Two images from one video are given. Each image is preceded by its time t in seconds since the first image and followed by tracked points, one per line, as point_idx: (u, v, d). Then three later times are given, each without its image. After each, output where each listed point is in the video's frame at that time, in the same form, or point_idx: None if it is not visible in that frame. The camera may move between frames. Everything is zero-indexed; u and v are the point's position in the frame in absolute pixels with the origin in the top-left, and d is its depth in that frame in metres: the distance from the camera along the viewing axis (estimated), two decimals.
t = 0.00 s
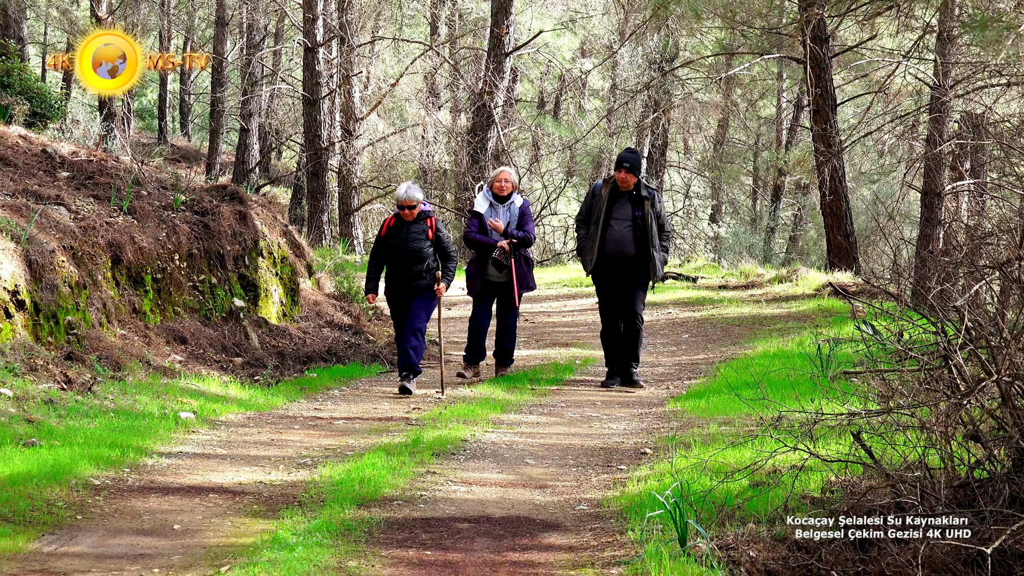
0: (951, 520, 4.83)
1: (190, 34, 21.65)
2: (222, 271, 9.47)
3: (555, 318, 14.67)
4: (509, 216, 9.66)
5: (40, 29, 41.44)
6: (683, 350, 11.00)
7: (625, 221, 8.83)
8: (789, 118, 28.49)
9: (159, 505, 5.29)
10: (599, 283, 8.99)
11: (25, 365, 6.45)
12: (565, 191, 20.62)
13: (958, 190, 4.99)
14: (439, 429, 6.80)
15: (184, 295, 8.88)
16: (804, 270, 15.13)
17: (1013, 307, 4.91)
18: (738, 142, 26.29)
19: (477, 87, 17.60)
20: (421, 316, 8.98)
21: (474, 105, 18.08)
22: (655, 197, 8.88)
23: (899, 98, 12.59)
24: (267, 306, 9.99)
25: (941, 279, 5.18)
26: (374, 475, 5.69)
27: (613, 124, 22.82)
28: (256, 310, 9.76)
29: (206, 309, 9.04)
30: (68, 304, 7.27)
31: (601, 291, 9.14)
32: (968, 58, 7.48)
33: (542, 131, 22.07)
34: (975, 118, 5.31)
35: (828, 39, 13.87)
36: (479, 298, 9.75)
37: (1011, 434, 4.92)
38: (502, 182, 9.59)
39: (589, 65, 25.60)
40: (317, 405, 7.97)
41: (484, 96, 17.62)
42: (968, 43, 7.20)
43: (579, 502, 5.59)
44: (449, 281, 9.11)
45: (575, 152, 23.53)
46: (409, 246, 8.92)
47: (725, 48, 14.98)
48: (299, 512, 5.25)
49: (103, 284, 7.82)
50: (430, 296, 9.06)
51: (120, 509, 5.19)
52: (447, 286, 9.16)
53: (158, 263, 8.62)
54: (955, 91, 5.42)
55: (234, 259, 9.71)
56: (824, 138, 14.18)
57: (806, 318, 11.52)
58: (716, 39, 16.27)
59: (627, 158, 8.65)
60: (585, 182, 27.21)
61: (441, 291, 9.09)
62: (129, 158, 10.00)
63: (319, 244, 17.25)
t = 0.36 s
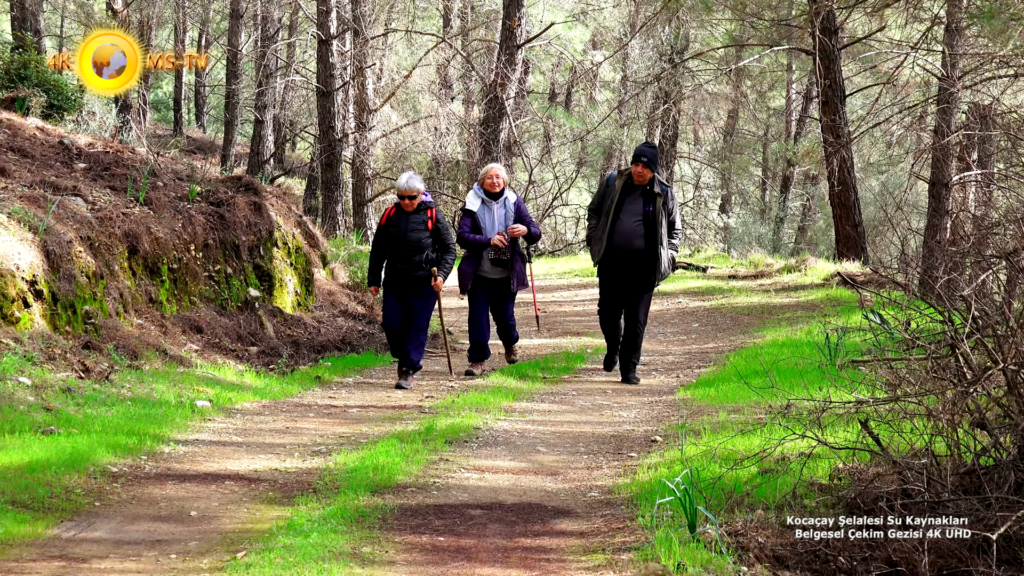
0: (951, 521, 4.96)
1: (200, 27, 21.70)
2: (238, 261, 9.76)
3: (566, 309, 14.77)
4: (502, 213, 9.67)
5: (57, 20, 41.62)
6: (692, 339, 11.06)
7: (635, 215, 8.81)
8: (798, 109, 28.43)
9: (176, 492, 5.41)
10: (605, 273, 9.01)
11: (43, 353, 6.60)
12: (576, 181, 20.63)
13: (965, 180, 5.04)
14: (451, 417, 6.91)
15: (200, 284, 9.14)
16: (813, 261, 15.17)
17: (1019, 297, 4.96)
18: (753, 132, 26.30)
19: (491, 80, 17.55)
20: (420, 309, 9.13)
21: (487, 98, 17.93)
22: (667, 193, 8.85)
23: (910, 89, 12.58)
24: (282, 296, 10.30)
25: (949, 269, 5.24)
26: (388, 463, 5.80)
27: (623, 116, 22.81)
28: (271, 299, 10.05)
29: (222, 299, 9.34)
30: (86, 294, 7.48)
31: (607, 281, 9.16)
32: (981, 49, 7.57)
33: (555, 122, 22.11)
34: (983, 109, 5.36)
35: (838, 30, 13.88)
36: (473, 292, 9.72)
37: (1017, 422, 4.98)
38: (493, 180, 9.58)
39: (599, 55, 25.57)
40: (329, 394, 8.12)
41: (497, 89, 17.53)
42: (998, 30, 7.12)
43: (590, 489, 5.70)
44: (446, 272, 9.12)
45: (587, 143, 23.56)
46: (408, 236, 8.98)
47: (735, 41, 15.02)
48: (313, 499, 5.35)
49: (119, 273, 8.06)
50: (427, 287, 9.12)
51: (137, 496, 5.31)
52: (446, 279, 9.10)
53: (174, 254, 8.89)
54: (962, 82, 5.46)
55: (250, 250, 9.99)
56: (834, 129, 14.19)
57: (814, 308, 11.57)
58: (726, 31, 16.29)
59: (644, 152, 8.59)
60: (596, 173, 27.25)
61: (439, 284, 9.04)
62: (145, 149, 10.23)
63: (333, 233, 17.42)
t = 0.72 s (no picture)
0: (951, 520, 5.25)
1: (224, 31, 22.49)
2: (274, 255, 10.41)
3: (575, 296, 15.33)
4: (507, 211, 10.06)
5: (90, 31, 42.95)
6: (691, 324, 11.56)
7: (632, 214, 9.21)
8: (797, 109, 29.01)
9: (217, 466, 6.00)
10: (608, 271, 9.40)
11: (95, 339, 7.19)
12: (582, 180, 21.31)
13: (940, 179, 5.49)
14: (469, 396, 7.47)
15: (238, 274, 9.77)
16: (801, 253, 15.69)
17: (989, 285, 5.43)
18: (740, 134, 26.91)
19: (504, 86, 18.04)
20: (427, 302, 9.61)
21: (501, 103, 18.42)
22: (661, 190, 9.24)
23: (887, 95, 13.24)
24: (314, 287, 10.99)
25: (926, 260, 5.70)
26: (412, 439, 6.33)
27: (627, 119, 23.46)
28: (303, 289, 10.74)
29: (259, 289, 9.98)
30: (133, 285, 8.08)
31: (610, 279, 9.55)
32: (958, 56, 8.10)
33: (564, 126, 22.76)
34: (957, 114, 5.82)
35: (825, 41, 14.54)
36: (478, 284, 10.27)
37: (988, 400, 5.47)
38: (497, 181, 9.99)
39: (604, 64, 26.34)
40: (358, 378, 8.72)
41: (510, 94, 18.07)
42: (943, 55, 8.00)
43: (596, 462, 6.23)
44: (447, 265, 9.63)
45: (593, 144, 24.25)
46: (415, 236, 9.44)
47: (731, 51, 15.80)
48: (343, 471, 5.89)
49: (164, 265, 8.65)
50: (432, 282, 9.60)
51: (182, 470, 5.93)
52: (443, 269, 9.54)
53: (214, 248, 9.50)
54: (938, 89, 5.92)
55: (285, 243, 10.64)
56: (819, 131, 14.87)
57: (802, 296, 12.09)
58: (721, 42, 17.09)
59: (632, 154, 8.97)
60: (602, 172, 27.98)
61: (435, 273, 9.47)
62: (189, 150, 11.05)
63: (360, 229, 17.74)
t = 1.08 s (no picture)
0: (950, 520, 6.20)
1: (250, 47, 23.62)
2: (315, 249, 11.80)
3: (583, 286, 16.06)
4: (521, 211, 10.82)
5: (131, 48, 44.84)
6: (687, 311, 12.29)
7: (628, 210, 9.89)
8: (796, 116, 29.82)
9: (265, 438, 6.78)
10: (608, 264, 10.09)
11: (156, 326, 8.20)
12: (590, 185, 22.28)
13: (909, 182, 6.18)
14: (489, 375, 8.35)
15: (284, 268, 11.06)
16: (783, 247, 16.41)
17: (951, 276, 6.16)
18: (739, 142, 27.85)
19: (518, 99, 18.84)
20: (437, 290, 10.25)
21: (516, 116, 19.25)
22: (654, 188, 9.91)
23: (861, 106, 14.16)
24: (350, 278, 12.48)
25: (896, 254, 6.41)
26: (438, 414, 7.10)
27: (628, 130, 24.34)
28: (341, 280, 12.20)
29: (301, 280, 11.25)
30: (190, 276, 9.22)
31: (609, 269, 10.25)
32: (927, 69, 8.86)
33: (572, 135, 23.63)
34: (923, 124, 6.53)
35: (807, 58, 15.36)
36: (493, 276, 10.91)
37: (951, 378, 6.25)
38: (511, 183, 10.73)
39: (608, 82, 27.33)
40: (391, 361, 9.56)
41: (524, 107, 18.88)
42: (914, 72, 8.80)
43: (603, 434, 6.99)
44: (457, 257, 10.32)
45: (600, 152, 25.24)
46: (426, 230, 10.12)
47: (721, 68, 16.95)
48: (376, 442, 6.65)
49: (217, 259, 9.80)
50: (443, 272, 10.29)
51: (233, 441, 6.70)
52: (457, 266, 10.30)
53: (262, 243, 10.75)
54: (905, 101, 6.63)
55: (324, 240, 12.09)
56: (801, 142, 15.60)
57: (785, 286, 12.82)
58: (714, 60, 18.14)
59: (627, 156, 9.64)
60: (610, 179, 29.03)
61: (450, 269, 10.23)
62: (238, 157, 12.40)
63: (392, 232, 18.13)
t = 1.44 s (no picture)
0: (951, 521, 6.72)
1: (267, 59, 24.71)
2: (343, 246, 12.99)
3: (583, 279, 16.90)
4: (520, 214, 11.56)
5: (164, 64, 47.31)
6: (676, 300, 13.17)
7: (628, 215, 10.65)
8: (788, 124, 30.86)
9: (298, 415, 7.59)
10: (605, 262, 10.84)
11: (201, 313, 9.15)
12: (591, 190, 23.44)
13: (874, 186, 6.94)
14: (500, 357, 9.23)
15: (316, 262, 12.18)
16: (763, 244, 17.29)
17: (912, 271, 6.93)
18: (732, 149, 29.05)
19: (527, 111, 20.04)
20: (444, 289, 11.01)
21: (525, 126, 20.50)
22: (654, 198, 10.67)
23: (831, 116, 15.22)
24: (376, 271, 13.67)
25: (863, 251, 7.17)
26: (453, 393, 7.91)
27: (627, 140, 25.49)
28: (367, 274, 13.37)
29: (332, 274, 12.39)
30: (232, 270, 10.23)
31: (606, 268, 10.99)
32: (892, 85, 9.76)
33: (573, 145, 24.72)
34: (888, 134, 7.30)
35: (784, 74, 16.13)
36: (495, 274, 11.68)
37: (913, 362, 7.01)
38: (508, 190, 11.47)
39: (607, 96, 28.41)
40: (410, 348, 10.44)
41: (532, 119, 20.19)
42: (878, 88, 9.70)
43: (600, 411, 7.83)
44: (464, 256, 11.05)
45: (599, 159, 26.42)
46: (437, 233, 10.83)
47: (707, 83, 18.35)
48: (399, 418, 7.45)
49: (258, 255, 10.85)
50: (450, 271, 11.02)
51: (271, 418, 7.50)
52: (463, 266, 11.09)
53: (297, 240, 11.84)
54: (872, 113, 7.39)
55: (352, 237, 13.29)
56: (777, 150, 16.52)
57: (764, 280, 13.68)
58: (701, 77, 19.45)
59: (634, 167, 10.40)
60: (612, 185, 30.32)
61: (457, 269, 11.02)
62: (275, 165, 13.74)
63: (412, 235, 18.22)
